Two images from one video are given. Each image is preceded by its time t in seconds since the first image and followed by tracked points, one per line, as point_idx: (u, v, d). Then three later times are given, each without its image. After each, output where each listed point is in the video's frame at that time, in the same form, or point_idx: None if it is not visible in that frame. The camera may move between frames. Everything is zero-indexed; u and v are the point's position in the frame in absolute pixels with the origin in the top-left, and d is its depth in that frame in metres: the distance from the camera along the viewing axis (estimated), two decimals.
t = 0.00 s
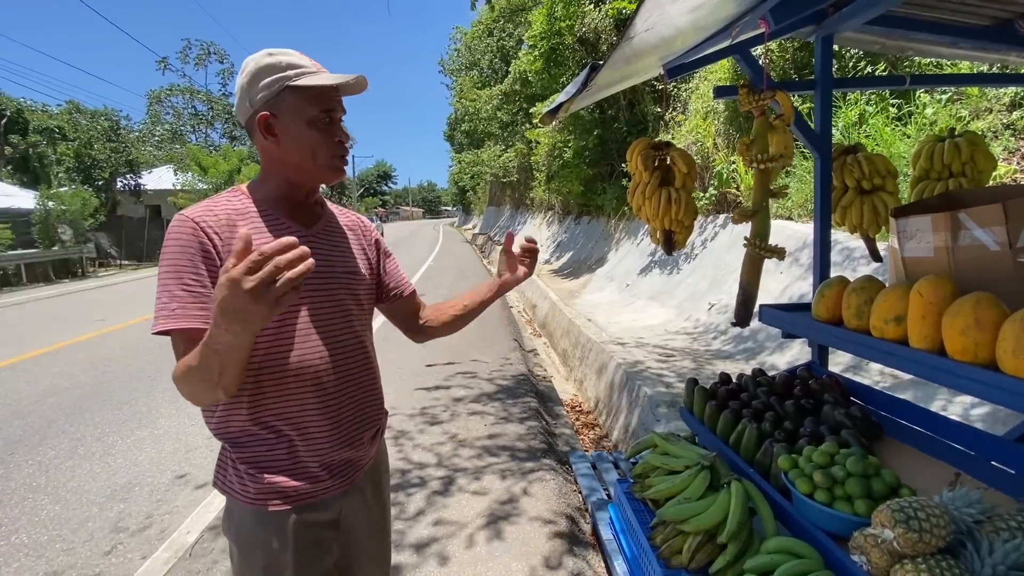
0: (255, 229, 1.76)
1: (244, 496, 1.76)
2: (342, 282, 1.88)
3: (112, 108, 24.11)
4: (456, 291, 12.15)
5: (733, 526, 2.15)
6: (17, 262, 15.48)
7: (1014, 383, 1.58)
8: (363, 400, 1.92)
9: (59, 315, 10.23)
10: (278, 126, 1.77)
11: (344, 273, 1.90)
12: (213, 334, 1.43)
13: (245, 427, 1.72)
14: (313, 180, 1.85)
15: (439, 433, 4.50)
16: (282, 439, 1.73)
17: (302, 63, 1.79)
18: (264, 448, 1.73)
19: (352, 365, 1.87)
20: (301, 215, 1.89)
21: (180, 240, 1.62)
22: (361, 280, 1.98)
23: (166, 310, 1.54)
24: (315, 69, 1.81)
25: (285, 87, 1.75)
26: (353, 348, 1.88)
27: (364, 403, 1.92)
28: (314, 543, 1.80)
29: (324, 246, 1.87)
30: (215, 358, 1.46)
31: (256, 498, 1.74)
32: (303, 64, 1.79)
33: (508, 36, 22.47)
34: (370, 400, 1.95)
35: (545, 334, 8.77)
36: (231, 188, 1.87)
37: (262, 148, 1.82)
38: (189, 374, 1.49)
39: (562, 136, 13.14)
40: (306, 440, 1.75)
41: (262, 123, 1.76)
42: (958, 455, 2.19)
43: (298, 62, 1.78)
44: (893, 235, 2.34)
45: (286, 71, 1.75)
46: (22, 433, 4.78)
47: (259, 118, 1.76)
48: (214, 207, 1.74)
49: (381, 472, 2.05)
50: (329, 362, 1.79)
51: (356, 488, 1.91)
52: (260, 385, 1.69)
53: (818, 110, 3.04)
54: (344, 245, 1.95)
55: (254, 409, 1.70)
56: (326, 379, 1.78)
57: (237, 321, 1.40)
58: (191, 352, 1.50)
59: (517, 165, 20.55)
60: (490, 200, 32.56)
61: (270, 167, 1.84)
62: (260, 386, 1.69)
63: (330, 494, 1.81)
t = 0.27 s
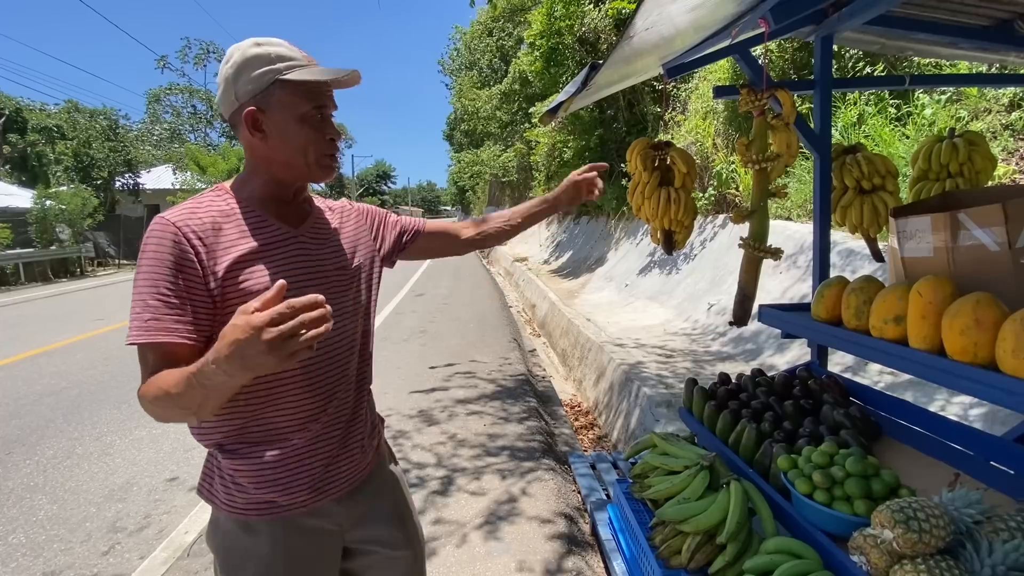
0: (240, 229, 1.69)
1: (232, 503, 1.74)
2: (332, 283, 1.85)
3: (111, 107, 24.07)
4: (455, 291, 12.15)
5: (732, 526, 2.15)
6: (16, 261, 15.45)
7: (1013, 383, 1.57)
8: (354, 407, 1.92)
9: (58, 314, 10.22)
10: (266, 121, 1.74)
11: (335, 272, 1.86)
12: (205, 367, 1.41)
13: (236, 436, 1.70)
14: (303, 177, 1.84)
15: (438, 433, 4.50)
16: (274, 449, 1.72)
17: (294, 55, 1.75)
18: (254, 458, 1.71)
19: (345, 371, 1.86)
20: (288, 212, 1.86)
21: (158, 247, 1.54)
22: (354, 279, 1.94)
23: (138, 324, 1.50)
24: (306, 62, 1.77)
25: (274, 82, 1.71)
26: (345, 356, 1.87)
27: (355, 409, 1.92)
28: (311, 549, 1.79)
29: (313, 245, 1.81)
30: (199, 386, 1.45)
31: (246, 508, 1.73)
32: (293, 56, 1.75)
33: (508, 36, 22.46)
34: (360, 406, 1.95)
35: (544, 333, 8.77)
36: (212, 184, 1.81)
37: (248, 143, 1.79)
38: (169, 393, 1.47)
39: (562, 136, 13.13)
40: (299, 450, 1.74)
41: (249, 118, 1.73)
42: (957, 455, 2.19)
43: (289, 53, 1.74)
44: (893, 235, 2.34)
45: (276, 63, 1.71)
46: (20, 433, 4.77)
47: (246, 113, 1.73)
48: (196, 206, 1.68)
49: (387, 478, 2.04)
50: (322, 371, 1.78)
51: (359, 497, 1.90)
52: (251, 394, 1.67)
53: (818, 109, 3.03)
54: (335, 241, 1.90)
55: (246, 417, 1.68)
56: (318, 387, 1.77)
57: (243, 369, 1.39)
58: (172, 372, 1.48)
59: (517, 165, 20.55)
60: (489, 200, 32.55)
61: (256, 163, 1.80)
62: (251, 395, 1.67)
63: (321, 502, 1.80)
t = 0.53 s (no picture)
0: (247, 227, 1.68)
1: (253, 501, 1.74)
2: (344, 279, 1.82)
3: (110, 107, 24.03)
4: (454, 291, 12.15)
5: (731, 526, 2.15)
6: (14, 260, 15.42)
7: (1012, 384, 1.58)
8: (372, 401, 1.90)
9: (56, 314, 10.21)
10: (266, 113, 1.73)
11: (346, 266, 1.84)
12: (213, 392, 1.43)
13: (253, 436, 1.70)
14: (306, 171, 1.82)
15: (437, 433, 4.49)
16: (293, 447, 1.71)
17: (296, 48, 1.73)
18: (272, 459, 1.71)
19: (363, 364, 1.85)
20: (294, 208, 1.84)
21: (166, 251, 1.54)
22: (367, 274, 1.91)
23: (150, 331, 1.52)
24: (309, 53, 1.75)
25: (275, 74, 1.70)
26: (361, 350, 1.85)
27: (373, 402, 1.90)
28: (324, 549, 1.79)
29: (323, 239, 1.79)
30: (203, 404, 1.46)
31: (272, 506, 1.72)
32: (296, 49, 1.73)
33: (507, 36, 22.45)
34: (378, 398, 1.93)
35: (543, 334, 8.77)
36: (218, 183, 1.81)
37: (250, 137, 1.78)
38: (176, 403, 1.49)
39: (561, 136, 13.13)
40: (319, 448, 1.73)
41: (250, 110, 1.72)
42: (956, 455, 2.19)
43: (291, 46, 1.73)
44: (892, 235, 2.34)
45: (279, 55, 1.70)
46: (18, 433, 4.76)
47: (246, 104, 1.71)
48: (203, 207, 1.67)
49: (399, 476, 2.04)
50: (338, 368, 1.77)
51: (374, 495, 1.90)
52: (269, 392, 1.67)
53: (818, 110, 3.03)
54: (344, 236, 1.88)
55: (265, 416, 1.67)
56: (335, 383, 1.76)
57: (250, 404, 1.39)
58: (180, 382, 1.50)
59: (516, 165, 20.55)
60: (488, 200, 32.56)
61: (259, 158, 1.81)
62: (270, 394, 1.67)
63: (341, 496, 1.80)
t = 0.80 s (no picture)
0: (272, 227, 1.66)
1: (277, 496, 1.73)
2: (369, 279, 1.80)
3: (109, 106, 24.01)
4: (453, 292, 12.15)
5: (730, 528, 2.14)
6: (13, 260, 15.40)
7: (1010, 386, 1.57)
8: (394, 402, 1.88)
9: (55, 313, 10.19)
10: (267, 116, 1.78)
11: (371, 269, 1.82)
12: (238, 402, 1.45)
13: (282, 435, 1.69)
14: (312, 173, 1.79)
15: (436, 433, 4.49)
16: (317, 446, 1.70)
17: (291, 44, 1.71)
18: (300, 458, 1.70)
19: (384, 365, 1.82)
20: (316, 210, 1.82)
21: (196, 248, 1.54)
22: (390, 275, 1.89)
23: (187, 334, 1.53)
24: (303, 48, 1.72)
25: (270, 75, 1.71)
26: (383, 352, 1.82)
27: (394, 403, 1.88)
28: (346, 546, 1.79)
29: (347, 239, 1.78)
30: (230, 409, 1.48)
31: (295, 502, 1.72)
32: (291, 45, 1.72)
33: (507, 36, 22.44)
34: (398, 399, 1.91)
35: (543, 334, 8.77)
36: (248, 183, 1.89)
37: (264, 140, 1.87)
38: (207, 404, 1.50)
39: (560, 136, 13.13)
40: (345, 449, 1.72)
41: (254, 115, 1.79)
42: (954, 457, 2.19)
43: (287, 43, 1.71)
44: (891, 236, 2.34)
45: (272, 55, 1.71)
46: (16, 433, 4.75)
47: (250, 110, 1.79)
48: (231, 205, 1.66)
49: (415, 474, 2.02)
50: (365, 369, 1.75)
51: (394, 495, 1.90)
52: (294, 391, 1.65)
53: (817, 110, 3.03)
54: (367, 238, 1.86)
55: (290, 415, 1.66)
56: (359, 384, 1.74)
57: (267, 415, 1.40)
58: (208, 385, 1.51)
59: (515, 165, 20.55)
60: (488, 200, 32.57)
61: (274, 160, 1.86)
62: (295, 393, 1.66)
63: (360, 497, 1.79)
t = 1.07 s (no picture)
0: (284, 223, 1.70)
1: (277, 488, 1.74)
2: (377, 280, 1.76)
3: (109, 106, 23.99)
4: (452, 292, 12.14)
5: (729, 529, 2.14)
6: (12, 260, 15.38)
7: (1011, 386, 1.56)
8: (399, 411, 1.80)
9: (54, 313, 10.18)
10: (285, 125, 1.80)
11: (379, 270, 1.77)
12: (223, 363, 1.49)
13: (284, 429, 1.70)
14: (324, 179, 1.78)
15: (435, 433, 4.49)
16: (313, 440, 1.68)
17: (301, 52, 1.72)
18: (299, 453, 1.69)
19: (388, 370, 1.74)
20: (333, 215, 1.79)
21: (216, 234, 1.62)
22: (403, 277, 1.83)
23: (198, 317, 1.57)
24: (310, 55, 1.71)
25: (282, 84, 1.73)
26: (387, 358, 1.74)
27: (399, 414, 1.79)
28: (341, 543, 1.76)
29: (356, 239, 1.75)
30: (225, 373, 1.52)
31: (295, 495, 1.71)
32: (300, 54, 1.72)
33: (507, 36, 22.42)
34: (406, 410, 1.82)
35: (542, 334, 8.76)
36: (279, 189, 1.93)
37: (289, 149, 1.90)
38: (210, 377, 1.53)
39: (560, 136, 13.12)
40: (341, 449, 1.68)
41: (276, 124, 1.83)
42: (954, 457, 2.19)
43: (295, 52, 1.72)
44: (891, 237, 2.33)
45: (284, 65, 1.73)
46: (15, 433, 4.74)
47: (273, 120, 1.83)
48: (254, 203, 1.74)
49: (423, 477, 1.95)
50: (366, 368, 1.69)
51: (393, 501, 1.81)
52: (292, 383, 1.65)
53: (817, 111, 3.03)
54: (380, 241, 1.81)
55: (289, 406, 1.66)
56: (359, 383, 1.68)
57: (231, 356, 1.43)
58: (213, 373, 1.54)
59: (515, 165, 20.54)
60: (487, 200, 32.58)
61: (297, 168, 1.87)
62: (294, 386, 1.66)
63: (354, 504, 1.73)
